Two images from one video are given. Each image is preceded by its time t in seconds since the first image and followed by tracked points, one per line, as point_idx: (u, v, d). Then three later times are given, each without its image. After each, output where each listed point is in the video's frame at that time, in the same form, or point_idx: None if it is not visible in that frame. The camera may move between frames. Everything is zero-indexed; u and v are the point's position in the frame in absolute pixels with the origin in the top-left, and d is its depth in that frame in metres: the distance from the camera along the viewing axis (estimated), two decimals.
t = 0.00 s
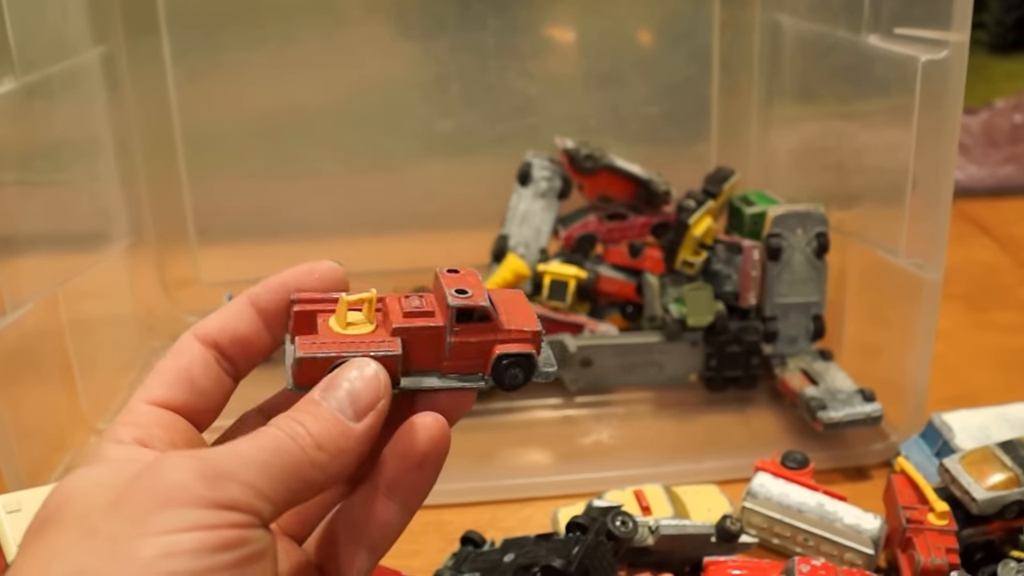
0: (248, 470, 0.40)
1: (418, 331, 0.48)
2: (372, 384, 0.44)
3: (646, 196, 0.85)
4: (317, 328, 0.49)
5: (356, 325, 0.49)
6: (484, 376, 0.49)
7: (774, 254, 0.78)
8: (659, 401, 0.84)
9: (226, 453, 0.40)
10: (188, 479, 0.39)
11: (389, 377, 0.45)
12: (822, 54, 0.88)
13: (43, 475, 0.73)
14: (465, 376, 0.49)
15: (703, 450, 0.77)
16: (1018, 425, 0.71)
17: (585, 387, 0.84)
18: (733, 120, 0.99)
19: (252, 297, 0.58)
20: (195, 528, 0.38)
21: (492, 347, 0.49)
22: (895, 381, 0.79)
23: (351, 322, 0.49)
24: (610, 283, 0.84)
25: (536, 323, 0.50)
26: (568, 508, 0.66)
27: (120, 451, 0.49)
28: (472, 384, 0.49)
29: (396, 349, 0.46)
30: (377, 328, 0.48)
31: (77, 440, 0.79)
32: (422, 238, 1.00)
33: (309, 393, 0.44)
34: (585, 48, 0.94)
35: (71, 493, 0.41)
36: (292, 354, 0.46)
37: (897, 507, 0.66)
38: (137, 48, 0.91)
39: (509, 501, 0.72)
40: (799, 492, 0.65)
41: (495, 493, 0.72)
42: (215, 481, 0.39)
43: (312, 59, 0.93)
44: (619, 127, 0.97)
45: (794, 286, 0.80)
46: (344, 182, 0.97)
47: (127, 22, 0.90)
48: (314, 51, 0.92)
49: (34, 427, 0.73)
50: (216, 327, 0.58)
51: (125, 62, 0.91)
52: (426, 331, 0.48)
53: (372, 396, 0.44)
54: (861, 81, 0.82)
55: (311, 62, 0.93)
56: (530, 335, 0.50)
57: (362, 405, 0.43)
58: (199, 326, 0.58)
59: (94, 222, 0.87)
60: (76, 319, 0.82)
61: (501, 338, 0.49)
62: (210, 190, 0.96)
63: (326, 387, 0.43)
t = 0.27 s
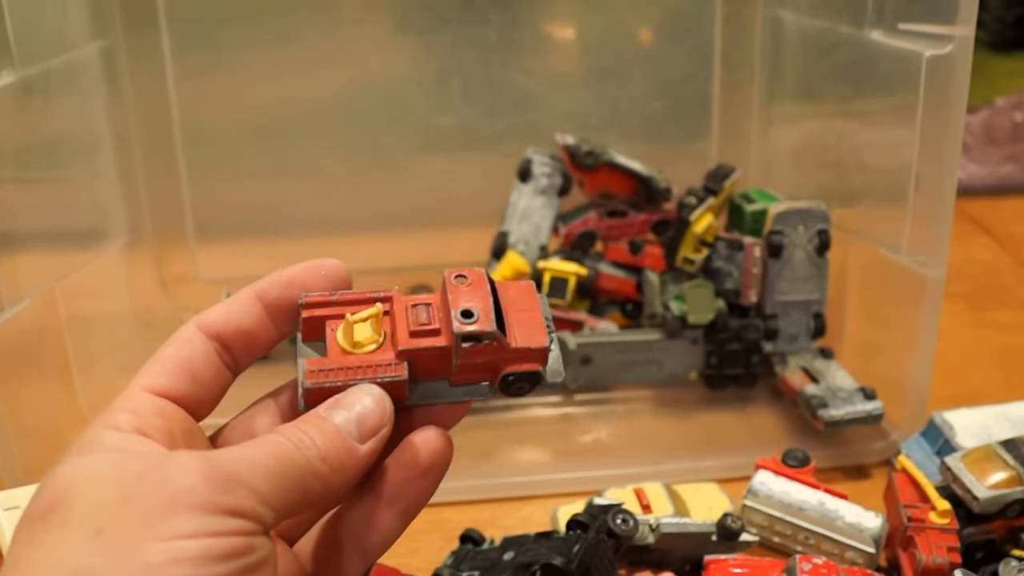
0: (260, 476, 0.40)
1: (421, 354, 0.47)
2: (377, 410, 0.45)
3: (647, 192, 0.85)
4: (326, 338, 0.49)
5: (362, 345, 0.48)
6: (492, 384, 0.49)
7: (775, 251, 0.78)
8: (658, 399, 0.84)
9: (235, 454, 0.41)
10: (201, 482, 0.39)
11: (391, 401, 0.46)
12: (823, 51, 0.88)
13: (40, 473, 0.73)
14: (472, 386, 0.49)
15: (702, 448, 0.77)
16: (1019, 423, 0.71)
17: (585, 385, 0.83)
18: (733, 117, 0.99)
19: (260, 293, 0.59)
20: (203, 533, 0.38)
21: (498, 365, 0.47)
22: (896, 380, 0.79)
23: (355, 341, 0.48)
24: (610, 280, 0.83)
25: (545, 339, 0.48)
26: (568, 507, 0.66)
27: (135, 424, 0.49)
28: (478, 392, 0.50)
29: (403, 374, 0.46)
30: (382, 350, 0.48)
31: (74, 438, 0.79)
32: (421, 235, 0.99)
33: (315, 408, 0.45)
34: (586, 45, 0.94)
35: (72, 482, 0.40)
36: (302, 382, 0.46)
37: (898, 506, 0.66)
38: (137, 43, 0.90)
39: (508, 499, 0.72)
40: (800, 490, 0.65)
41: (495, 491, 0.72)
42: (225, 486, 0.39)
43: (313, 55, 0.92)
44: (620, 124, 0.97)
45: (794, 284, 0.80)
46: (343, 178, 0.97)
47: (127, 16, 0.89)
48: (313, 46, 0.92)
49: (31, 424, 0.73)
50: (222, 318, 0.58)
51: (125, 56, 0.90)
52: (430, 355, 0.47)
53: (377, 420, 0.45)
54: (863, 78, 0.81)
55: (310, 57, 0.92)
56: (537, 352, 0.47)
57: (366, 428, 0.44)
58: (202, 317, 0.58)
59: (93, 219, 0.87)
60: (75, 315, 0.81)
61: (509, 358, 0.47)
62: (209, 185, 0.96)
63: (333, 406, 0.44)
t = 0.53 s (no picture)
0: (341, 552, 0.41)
1: (462, 468, 0.48)
2: (427, 508, 0.45)
3: (648, 190, 0.85)
4: (376, 436, 0.49)
5: (409, 448, 0.49)
6: (506, 515, 0.50)
7: (777, 249, 0.78)
8: (659, 397, 0.83)
9: (320, 527, 0.41)
10: (292, 552, 0.39)
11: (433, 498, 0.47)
12: (823, 48, 0.87)
13: (38, 470, 0.72)
14: (478, 509, 0.50)
15: (702, 447, 0.76)
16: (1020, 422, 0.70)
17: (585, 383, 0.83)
18: (734, 115, 0.99)
19: (317, 372, 0.56)
20: None
21: (521, 497, 0.50)
22: (897, 379, 0.79)
23: (403, 443, 0.49)
24: (610, 278, 0.83)
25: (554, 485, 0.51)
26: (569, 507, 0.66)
27: (186, 458, 0.46)
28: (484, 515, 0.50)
29: (449, 483, 0.47)
30: (426, 456, 0.49)
31: (72, 435, 0.78)
32: (420, 232, 0.99)
33: (376, 491, 0.45)
34: (586, 42, 0.94)
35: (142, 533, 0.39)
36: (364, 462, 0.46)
37: (899, 505, 0.66)
38: (136, 38, 0.90)
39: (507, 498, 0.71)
40: (801, 489, 0.65)
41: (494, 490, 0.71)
42: (316, 564, 0.40)
43: (312, 51, 0.92)
44: (621, 122, 0.96)
45: (795, 282, 0.79)
46: (342, 175, 0.96)
47: (125, 11, 0.89)
48: (313, 43, 0.92)
49: (29, 422, 0.72)
50: (285, 380, 0.55)
51: (123, 53, 0.91)
52: (469, 469, 0.48)
53: (425, 518, 0.45)
54: (864, 75, 0.81)
55: (309, 52, 0.92)
56: (550, 491, 0.51)
57: (419, 525, 0.45)
58: (262, 374, 0.55)
59: (91, 215, 0.86)
60: (72, 311, 0.81)
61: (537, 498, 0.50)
62: (207, 181, 0.95)
63: (391, 495, 0.45)
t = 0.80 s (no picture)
0: None
1: (530, 497, 0.53)
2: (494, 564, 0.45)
3: (647, 187, 0.84)
4: (440, 489, 0.51)
5: (478, 492, 0.51)
6: (572, 534, 0.56)
7: (778, 248, 0.77)
8: (659, 396, 0.83)
9: None
10: None
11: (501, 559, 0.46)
12: (824, 46, 0.87)
13: (35, 468, 0.72)
14: (550, 530, 0.56)
15: (703, 446, 0.76)
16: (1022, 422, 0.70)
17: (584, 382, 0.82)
18: (735, 113, 0.98)
19: (380, 420, 0.56)
20: None
21: (582, 512, 0.56)
22: (899, 378, 0.78)
23: (471, 487, 0.51)
24: (610, 276, 0.83)
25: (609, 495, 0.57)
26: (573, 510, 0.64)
27: (245, 468, 0.44)
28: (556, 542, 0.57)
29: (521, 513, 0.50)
30: (495, 495, 0.52)
31: (70, 433, 0.78)
32: (420, 230, 0.99)
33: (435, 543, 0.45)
34: (586, 39, 0.93)
35: (216, 562, 0.37)
36: (444, 518, 0.48)
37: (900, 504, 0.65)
38: (134, 35, 0.90)
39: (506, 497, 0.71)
40: (802, 487, 0.64)
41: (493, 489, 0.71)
42: None
43: (311, 49, 0.92)
44: (621, 120, 0.96)
45: (796, 281, 0.79)
46: (341, 173, 0.96)
47: (124, 9, 0.89)
48: (312, 40, 0.91)
49: (27, 420, 0.72)
50: (353, 419, 0.54)
51: (122, 50, 0.90)
52: (537, 497, 0.53)
53: None
54: (866, 73, 0.81)
55: (308, 49, 0.92)
56: (607, 502, 0.57)
57: None
58: (327, 402, 0.54)
59: (89, 213, 0.86)
60: (70, 309, 0.81)
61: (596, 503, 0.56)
62: (206, 179, 0.95)
63: (462, 551, 0.45)
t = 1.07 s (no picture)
0: None
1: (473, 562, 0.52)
2: None
3: (648, 185, 0.83)
4: None
5: None
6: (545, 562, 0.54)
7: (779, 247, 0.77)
8: (659, 396, 0.83)
9: None
10: None
11: None
12: (826, 44, 0.86)
13: (30, 467, 0.72)
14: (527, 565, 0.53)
15: (703, 445, 0.76)
16: None
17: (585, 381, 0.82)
18: (734, 111, 0.98)
19: (353, 438, 0.45)
20: None
21: (524, 534, 0.53)
22: (900, 378, 0.78)
23: None
24: (610, 275, 0.83)
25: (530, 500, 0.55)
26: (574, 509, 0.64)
27: (202, 427, 0.37)
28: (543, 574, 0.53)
29: None
30: None
31: (66, 432, 0.78)
32: (419, 228, 0.98)
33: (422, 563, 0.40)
34: (585, 37, 0.93)
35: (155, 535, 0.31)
36: None
37: (902, 504, 0.65)
38: (132, 32, 0.90)
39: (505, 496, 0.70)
40: (804, 485, 0.64)
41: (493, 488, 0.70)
42: None
43: (310, 46, 0.91)
44: (621, 118, 0.96)
45: (797, 279, 0.78)
46: (340, 171, 0.96)
47: (122, 6, 0.89)
48: (310, 38, 0.91)
49: (23, 419, 0.72)
50: (333, 431, 0.44)
51: (120, 48, 0.90)
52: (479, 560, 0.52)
53: None
54: (868, 71, 0.80)
55: (308, 47, 0.91)
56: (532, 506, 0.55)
57: None
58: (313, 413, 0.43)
59: (86, 210, 0.85)
60: (67, 307, 0.81)
61: (527, 531, 0.53)
62: (204, 177, 0.94)
63: None
